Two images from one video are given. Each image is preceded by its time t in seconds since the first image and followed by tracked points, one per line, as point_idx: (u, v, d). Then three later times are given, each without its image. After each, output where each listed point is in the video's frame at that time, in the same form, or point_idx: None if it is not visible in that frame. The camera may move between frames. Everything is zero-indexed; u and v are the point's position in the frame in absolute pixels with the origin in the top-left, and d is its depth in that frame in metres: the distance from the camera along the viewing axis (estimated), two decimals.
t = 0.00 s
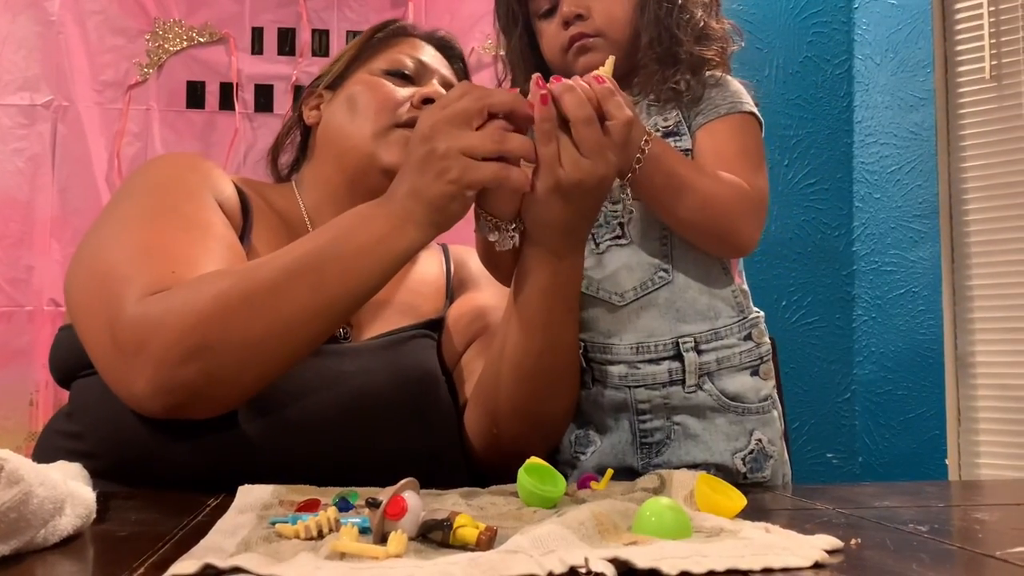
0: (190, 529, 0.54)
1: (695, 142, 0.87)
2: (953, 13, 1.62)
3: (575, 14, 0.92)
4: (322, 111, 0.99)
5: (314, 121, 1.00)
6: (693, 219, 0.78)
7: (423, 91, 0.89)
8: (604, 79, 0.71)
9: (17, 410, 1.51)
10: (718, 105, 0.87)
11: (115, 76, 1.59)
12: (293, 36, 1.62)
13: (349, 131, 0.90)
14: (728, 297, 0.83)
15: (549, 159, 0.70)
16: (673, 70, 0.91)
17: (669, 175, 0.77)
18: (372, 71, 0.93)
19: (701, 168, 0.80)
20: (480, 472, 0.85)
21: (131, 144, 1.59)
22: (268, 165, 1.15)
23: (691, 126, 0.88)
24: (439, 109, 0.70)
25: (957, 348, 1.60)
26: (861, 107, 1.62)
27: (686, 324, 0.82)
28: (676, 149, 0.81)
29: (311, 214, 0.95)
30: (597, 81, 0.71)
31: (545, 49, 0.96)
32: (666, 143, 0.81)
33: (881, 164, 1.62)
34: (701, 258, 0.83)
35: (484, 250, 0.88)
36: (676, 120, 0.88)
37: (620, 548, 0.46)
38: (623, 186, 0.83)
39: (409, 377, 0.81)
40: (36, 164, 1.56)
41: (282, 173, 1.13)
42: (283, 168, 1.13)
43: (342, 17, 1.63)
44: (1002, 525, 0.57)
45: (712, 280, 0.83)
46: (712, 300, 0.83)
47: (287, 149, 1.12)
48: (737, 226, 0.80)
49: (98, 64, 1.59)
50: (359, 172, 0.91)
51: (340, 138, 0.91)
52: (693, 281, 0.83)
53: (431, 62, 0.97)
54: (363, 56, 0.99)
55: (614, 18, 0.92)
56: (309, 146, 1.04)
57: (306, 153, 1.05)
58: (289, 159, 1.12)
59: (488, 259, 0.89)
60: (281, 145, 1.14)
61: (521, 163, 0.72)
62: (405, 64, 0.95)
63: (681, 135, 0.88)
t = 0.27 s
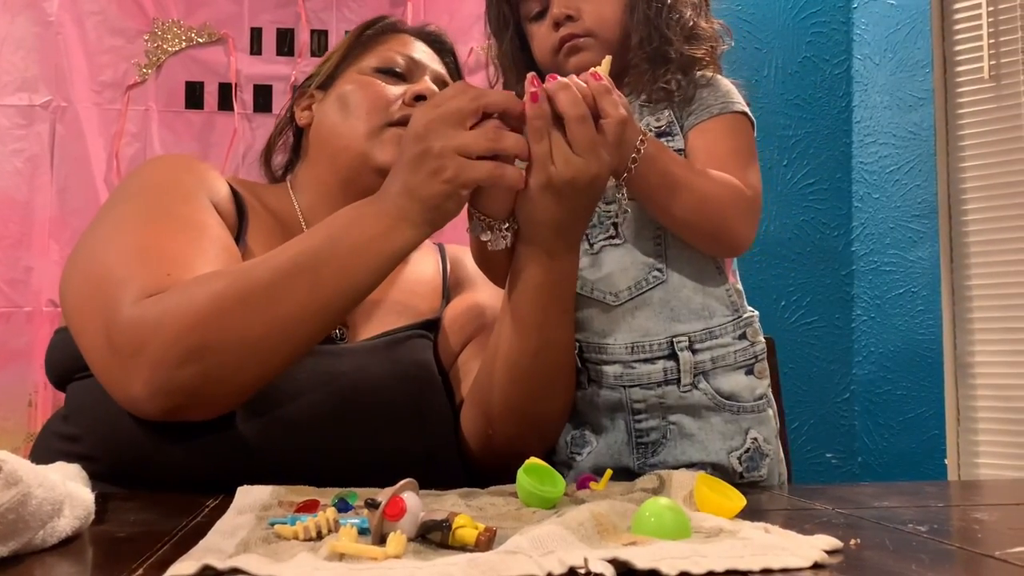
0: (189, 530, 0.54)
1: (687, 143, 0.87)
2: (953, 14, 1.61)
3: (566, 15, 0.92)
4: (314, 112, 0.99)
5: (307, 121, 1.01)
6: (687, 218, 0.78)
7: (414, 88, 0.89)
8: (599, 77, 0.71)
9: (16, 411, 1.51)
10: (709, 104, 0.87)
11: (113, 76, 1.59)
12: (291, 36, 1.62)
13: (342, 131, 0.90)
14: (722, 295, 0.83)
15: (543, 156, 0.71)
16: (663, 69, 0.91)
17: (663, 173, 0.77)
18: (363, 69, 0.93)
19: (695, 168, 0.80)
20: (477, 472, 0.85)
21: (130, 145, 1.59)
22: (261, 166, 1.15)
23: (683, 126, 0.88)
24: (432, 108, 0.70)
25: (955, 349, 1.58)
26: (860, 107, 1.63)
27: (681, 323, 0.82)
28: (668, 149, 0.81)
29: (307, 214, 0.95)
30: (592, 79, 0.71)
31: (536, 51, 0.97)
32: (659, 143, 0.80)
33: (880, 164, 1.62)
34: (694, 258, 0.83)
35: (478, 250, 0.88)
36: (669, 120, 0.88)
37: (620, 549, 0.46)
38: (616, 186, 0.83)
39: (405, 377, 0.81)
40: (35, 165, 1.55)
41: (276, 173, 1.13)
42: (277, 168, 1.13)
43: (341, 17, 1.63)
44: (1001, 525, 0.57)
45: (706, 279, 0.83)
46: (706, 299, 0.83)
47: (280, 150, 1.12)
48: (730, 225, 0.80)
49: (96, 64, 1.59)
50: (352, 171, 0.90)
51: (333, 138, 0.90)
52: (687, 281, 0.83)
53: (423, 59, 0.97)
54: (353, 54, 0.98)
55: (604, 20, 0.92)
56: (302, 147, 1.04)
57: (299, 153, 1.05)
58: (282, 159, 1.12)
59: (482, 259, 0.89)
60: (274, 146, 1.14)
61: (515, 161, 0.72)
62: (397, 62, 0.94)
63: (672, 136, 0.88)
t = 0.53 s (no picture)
0: (188, 532, 0.54)
1: (680, 142, 0.87)
2: (952, 15, 1.61)
3: (555, 19, 0.92)
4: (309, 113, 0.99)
5: (303, 123, 1.00)
6: (682, 217, 0.78)
7: (409, 88, 0.89)
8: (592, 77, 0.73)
9: (15, 412, 1.51)
10: (701, 104, 0.87)
11: (113, 77, 1.59)
12: (291, 37, 1.62)
13: (338, 132, 0.90)
14: (717, 295, 0.83)
15: (539, 158, 0.71)
16: (653, 69, 0.91)
17: (658, 172, 0.77)
18: (357, 70, 0.93)
19: (689, 167, 0.80)
20: (476, 473, 0.85)
21: (129, 146, 1.59)
22: (259, 167, 1.15)
23: (676, 126, 0.88)
24: (429, 111, 0.70)
25: (955, 349, 1.58)
26: (858, 108, 1.63)
27: (678, 323, 0.82)
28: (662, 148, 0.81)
29: (305, 216, 0.95)
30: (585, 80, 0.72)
31: (527, 56, 0.97)
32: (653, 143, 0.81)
33: (879, 164, 1.62)
34: (690, 257, 0.84)
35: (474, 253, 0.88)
36: (662, 121, 0.89)
37: (619, 550, 0.46)
38: (611, 187, 0.83)
39: (402, 380, 0.81)
40: (35, 166, 1.55)
41: (272, 175, 1.13)
42: (274, 170, 1.13)
43: (340, 18, 1.63)
44: (1000, 525, 0.57)
45: (701, 278, 0.83)
46: (702, 299, 0.83)
47: (277, 151, 1.12)
48: (725, 224, 0.80)
49: (95, 65, 1.59)
50: (348, 172, 0.90)
51: (329, 139, 0.90)
52: (683, 280, 0.83)
53: (418, 58, 0.97)
54: (347, 54, 0.98)
55: (593, 20, 0.92)
56: (298, 149, 1.04)
57: (295, 155, 1.05)
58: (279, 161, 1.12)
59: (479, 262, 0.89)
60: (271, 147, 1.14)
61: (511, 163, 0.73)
62: (392, 62, 0.94)
63: (666, 136, 0.88)
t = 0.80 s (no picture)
0: (188, 533, 0.54)
1: (676, 143, 0.87)
2: (951, 14, 1.61)
3: (548, 23, 0.93)
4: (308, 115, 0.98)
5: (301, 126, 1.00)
6: (680, 217, 0.79)
7: (406, 88, 0.89)
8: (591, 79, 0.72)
9: (15, 414, 1.51)
10: (697, 105, 0.87)
11: (112, 78, 1.59)
12: (290, 38, 1.63)
13: (335, 133, 0.89)
14: (715, 295, 0.83)
15: (540, 161, 0.71)
16: (647, 71, 0.91)
17: (655, 171, 0.77)
18: (355, 71, 0.93)
19: (685, 166, 0.80)
20: (475, 474, 0.85)
21: (129, 147, 1.59)
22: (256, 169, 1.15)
23: (673, 127, 0.88)
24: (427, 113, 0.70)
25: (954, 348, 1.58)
26: (858, 108, 1.63)
27: (676, 323, 0.82)
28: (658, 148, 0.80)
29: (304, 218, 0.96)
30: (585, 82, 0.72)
31: (521, 60, 0.97)
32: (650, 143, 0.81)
33: (878, 165, 1.62)
34: (688, 257, 0.84)
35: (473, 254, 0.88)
36: (658, 123, 0.89)
37: (618, 550, 0.46)
38: (609, 188, 0.83)
39: (401, 381, 0.81)
40: (34, 167, 1.55)
41: (272, 177, 1.12)
42: (272, 171, 1.13)
43: (339, 19, 1.63)
44: (1000, 526, 0.57)
45: (699, 278, 0.84)
46: (700, 299, 0.83)
47: (275, 153, 1.12)
48: (723, 224, 0.80)
49: (95, 67, 1.59)
50: (347, 172, 0.90)
51: (326, 140, 0.90)
52: (681, 280, 0.83)
53: (415, 58, 0.97)
54: (344, 55, 0.98)
55: (587, 24, 0.93)
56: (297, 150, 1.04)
57: (294, 157, 1.05)
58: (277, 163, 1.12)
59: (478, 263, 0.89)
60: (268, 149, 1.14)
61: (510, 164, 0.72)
62: (390, 63, 0.94)
63: (662, 138, 0.88)
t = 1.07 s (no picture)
0: (188, 533, 0.55)
1: (674, 143, 0.87)
2: (952, 13, 1.62)
3: (545, 25, 0.93)
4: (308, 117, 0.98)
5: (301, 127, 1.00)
6: (678, 216, 0.79)
7: (406, 88, 0.89)
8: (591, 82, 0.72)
9: (15, 414, 1.51)
10: (694, 105, 0.87)
11: (113, 79, 1.59)
12: (291, 39, 1.63)
13: (335, 133, 0.90)
14: (714, 295, 0.84)
15: (541, 162, 0.70)
16: (644, 72, 0.91)
17: (654, 170, 0.77)
18: (355, 71, 0.93)
19: (684, 165, 0.80)
20: (475, 474, 0.85)
21: (130, 148, 1.59)
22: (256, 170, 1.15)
23: (671, 128, 0.88)
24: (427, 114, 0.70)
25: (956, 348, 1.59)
26: (859, 108, 1.63)
27: (675, 323, 0.82)
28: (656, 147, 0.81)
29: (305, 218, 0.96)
30: (585, 85, 0.72)
31: (518, 62, 0.97)
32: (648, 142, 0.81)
33: (879, 165, 1.62)
34: (686, 257, 0.84)
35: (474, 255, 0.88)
36: (655, 124, 0.88)
37: (619, 551, 0.46)
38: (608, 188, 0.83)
39: (401, 381, 0.81)
40: (35, 168, 1.55)
41: (272, 177, 1.13)
42: (272, 172, 1.13)
43: (340, 20, 1.63)
44: (1001, 526, 0.57)
45: (698, 278, 0.84)
46: (699, 299, 0.83)
47: (274, 154, 1.12)
48: (722, 223, 0.80)
49: (96, 67, 1.59)
50: (347, 172, 0.90)
51: (326, 140, 0.90)
52: (680, 280, 0.83)
53: (416, 59, 0.97)
54: (343, 56, 0.98)
55: (584, 26, 0.93)
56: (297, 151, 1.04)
57: (294, 158, 1.05)
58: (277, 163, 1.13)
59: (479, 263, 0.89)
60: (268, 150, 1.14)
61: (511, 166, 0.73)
62: (389, 63, 0.94)
63: (661, 139, 0.88)
